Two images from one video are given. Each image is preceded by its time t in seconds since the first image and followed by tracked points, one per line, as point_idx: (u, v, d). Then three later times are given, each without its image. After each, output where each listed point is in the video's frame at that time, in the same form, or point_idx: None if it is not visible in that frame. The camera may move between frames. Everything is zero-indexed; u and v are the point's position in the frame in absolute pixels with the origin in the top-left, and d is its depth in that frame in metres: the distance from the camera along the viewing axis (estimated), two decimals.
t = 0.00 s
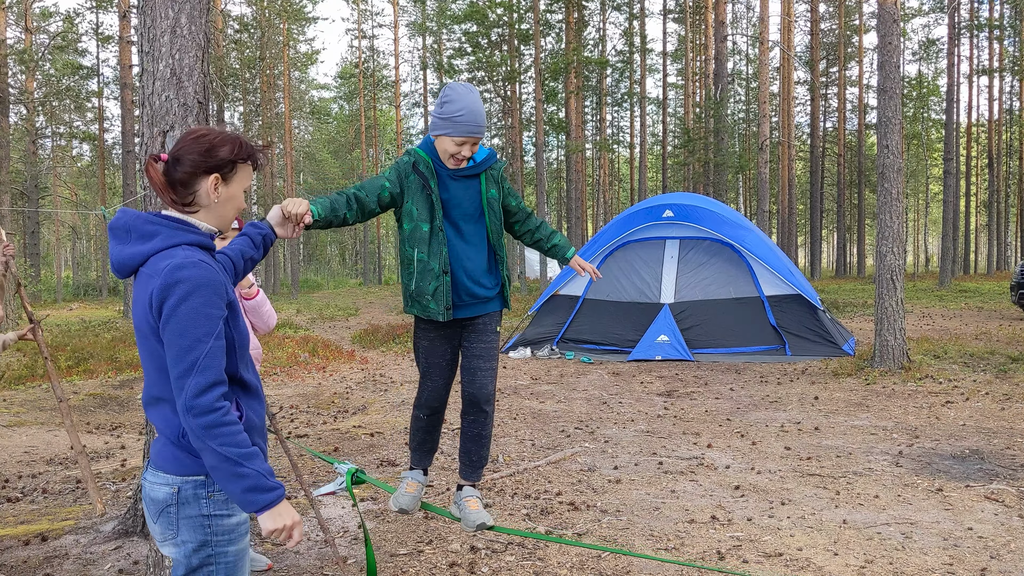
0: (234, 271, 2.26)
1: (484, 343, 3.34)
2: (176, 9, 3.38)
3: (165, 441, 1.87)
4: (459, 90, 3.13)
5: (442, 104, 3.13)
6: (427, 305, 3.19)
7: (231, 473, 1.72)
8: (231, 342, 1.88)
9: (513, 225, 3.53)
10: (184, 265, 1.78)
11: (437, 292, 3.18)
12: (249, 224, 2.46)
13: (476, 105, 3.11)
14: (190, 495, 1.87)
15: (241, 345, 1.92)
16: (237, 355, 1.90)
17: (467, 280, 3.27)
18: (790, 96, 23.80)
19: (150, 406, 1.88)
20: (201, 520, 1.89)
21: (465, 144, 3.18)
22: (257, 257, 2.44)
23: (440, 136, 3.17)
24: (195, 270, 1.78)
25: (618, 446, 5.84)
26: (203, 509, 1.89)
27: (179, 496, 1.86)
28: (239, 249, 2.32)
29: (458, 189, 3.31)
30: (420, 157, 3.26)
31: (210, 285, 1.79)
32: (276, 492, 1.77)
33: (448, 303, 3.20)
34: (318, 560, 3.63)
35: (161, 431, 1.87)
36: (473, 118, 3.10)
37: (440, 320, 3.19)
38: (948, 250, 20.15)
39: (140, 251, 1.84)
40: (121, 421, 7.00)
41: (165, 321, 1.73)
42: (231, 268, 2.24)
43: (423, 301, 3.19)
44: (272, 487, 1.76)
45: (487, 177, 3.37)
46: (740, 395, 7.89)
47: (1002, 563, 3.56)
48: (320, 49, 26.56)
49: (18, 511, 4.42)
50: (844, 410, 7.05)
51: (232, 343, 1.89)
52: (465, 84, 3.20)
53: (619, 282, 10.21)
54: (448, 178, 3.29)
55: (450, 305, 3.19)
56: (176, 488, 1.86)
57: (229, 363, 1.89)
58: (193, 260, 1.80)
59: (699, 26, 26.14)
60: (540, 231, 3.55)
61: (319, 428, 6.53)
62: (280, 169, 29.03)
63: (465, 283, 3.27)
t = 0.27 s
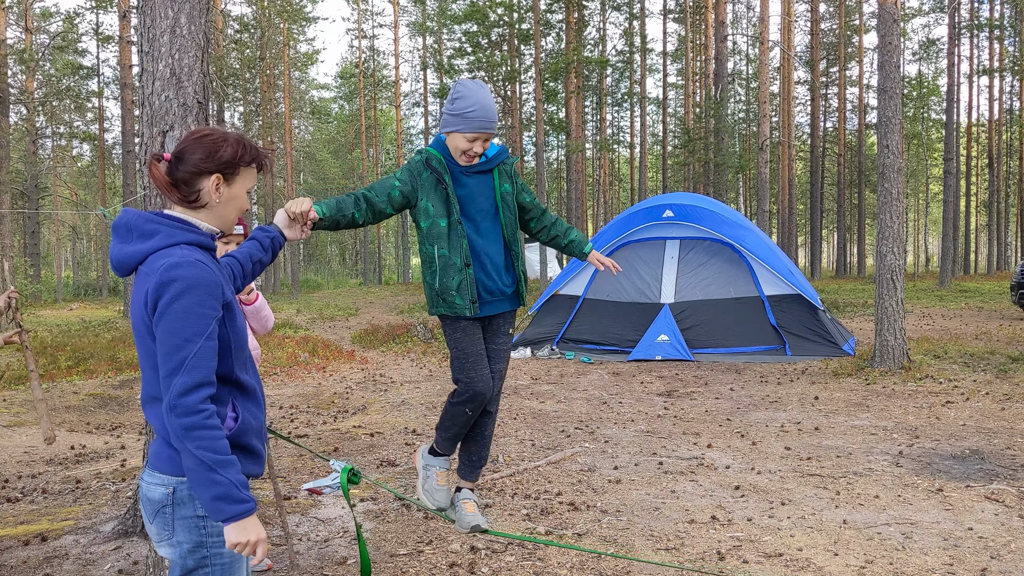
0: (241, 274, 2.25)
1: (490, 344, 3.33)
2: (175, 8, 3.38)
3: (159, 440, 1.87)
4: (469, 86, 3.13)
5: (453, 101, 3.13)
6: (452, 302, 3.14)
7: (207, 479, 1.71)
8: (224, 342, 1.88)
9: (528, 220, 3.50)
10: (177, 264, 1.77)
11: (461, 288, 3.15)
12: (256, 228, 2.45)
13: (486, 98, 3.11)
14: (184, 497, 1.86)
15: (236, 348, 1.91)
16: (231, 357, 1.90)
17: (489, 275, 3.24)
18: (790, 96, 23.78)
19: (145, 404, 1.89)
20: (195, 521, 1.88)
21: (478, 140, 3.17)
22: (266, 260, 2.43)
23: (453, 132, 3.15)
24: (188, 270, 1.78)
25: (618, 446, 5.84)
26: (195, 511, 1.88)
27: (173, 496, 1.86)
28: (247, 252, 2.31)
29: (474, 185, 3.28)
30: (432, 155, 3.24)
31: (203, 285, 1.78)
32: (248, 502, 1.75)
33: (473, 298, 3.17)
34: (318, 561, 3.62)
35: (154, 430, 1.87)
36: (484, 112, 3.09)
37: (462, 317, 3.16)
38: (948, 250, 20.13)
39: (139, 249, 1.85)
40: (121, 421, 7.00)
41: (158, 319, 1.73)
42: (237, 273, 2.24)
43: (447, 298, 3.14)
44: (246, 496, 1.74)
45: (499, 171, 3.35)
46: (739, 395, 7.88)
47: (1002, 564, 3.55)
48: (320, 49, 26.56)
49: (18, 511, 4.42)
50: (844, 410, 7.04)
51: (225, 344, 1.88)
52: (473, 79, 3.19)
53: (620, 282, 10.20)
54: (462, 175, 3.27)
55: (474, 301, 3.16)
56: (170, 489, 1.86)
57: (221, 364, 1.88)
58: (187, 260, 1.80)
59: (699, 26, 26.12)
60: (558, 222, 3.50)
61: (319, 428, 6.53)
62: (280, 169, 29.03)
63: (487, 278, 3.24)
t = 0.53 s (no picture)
0: (266, 269, 2.47)
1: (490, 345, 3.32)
2: (175, 8, 3.38)
3: (156, 439, 1.87)
4: (487, 82, 3.02)
5: (470, 96, 3.01)
6: (455, 302, 3.07)
7: (199, 478, 1.71)
8: (219, 341, 1.87)
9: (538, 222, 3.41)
10: (170, 263, 1.77)
11: (465, 288, 3.06)
12: (284, 226, 2.65)
13: (505, 96, 3.02)
14: (179, 496, 1.86)
15: (233, 349, 1.91)
16: (226, 357, 1.89)
17: (495, 275, 3.15)
18: (790, 96, 23.79)
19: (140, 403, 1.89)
20: (190, 520, 1.88)
21: (493, 137, 3.06)
22: (292, 256, 2.62)
23: (468, 129, 3.04)
24: (182, 268, 1.77)
25: (618, 446, 5.84)
26: (190, 511, 1.88)
27: (169, 495, 1.86)
28: (272, 248, 2.53)
29: (486, 183, 3.17)
30: (446, 150, 3.13)
31: (197, 285, 1.78)
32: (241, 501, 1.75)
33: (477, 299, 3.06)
34: (318, 561, 3.62)
35: (150, 428, 1.87)
36: (502, 111, 3.01)
37: (465, 320, 3.09)
38: (948, 250, 20.13)
39: (137, 248, 1.85)
40: (121, 421, 7.00)
41: (151, 318, 1.74)
42: (264, 268, 2.46)
43: (452, 296, 3.07)
44: (238, 496, 1.74)
45: (514, 169, 3.24)
46: (739, 395, 7.88)
47: (1003, 564, 3.55)
48: (321, 49, 26.56)
49: (18, 511, 4.42)
50: (845, 410, 7.04)
51: (220, 344, 1.87)
52: (492, 76, 3.09)
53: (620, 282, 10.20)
54: (476, 172, 3.16)
55: (479, 302, 3.07)
56: (167, 487, 1.86)
57: (216, 364, 1.87)
58: (182, 259, 1.80)
59: (699, 26, 26.11)
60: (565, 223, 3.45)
61: (320, 428, 6.53)
62: (280, 170, 29.05)
63: (493, 278, 3.15)
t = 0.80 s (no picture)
0: (295, 273, 2.47)
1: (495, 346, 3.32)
2: (175, 7, 3.37)
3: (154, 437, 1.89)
4: (526, 95, 2.95)
5: (507, 108, 2.94)
6: (476, 314, 3.00)
7: (185, 479, 1.71)
8: (213, 342, 1.87)
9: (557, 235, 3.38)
10: (163, 264, 1.78)
11: (489, 302, 2.99)
12: (325, 232, 2.58)
13: (541, 111, 2.95)
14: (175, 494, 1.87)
15: (230, 350, 1.91)
16: (221, 357, 1.89)
17: (517, 288, 3.10)
18: (790, 96, 23.79)
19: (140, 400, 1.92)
20: (185, 520, 1.88)
21: (528, 152, 3.00)
22: (326, 263, 2.56)
23: (502, 141, 2.97)
24: (175, 269, 1.78)
25: (619, 446, 5.84)
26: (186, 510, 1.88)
27: (166, 492, 1.88)
28: (305, 252, 2.51)
29: (514, 195, 3.11)
30: (477, 160, 3.06)
31: (189, 286, 1.78)
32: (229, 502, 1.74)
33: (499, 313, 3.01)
34: (319, 561, 3.62)
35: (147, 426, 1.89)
36: (537, 125, 2.93)
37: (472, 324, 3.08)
38: (948, 249, 20.13)
39: (137, 249, 1.86)
40: (121, 421, 7.00)
41: (144, 318, 1.75)
42: (292, 271, 2.47)
43: (472, 309, 3.00)
44: (225, 497, 1.73)
45: (542, 180, 3.21)
46: (740, 395, 7.88)
47: (1004, 564, 3.55)
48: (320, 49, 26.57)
49: (19, 511, 4.42)
50: (845, 410, 7.05)
51: (214, 345, 1.87)
52: (529, 87, 3.02)
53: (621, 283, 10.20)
54: (504, 183, 3.09)
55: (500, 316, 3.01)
56: (163, 485, 1.88)
57: (210, 365, 1.87)
58: (176, 260, 1.80)
59: (699, 26, 26.12)
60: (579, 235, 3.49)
61: (320, 428, 6.53)
62: (280, 170, 29.06)
63: (515, 291, 3.09)
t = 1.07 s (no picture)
0: (314, 274, 2.48)
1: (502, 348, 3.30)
2: (175, 8, 3.37)
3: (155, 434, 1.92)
4: (548, 96, 2.94)
5: (529, 109, 2.93)
6: (488, 314, 2.99)
7: (166, 480, 1.71)
8: (210, 343, 1.88)
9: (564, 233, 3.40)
10: (160, 264, 1.80)
11: (501, 303, 2.99)
12: (345, 233, 2.59)
13: (564, 114, 2.93)
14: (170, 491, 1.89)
15: (227, 351, 1.91)
16: (218, 358, 1.89)
17: (528, 289, 3.11)
18: (789, 96, 23.82)
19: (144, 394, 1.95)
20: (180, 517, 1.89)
21: (548, 153, 2.98)
22: (344, 265, 2.56)
23: (522, 141, 2.94)
24: (170, 269, 1.79)
25: (619, 446, 5.84)
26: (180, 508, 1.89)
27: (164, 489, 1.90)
28: (324, 255, 2.51)
29: (528, 194, 3.09)
30: (493, 159, 3.02)
31: (183, 286, 1.79)
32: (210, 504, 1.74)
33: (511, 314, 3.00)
34: (319, 561, 3.62)
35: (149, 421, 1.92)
36: (559, 128, 2.90)
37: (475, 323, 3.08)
38: (947, 250, 20.15)
39: (141, 248, 1.88)
40: (121, 421, 7.00)
41: (140, 317, 1.78)
42: (311, 272, 2.47)
43: (485, 308, 2.99)
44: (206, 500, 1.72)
45: (556, 179, 3.20)
46: (739, 395, 7.89)
47: (1004, 564, 3.55)
48: (320, 49, 26.58)
49: (19, 511, 4.43)
50: (845, 410, 7.06)
51: (210, 345, 1.88)
52: (551, 88, 2.99)
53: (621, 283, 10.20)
54: (520, 182, 3.07)
55: (512, 316, 3.01)
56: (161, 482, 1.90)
57: (206, 365, 1.88)
58: (174, 260, 1.82)
59: (699, 26, 26.14)
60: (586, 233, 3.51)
61: (320, 428, 6.54)
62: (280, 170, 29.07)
63: (526, 291, 3.11)
